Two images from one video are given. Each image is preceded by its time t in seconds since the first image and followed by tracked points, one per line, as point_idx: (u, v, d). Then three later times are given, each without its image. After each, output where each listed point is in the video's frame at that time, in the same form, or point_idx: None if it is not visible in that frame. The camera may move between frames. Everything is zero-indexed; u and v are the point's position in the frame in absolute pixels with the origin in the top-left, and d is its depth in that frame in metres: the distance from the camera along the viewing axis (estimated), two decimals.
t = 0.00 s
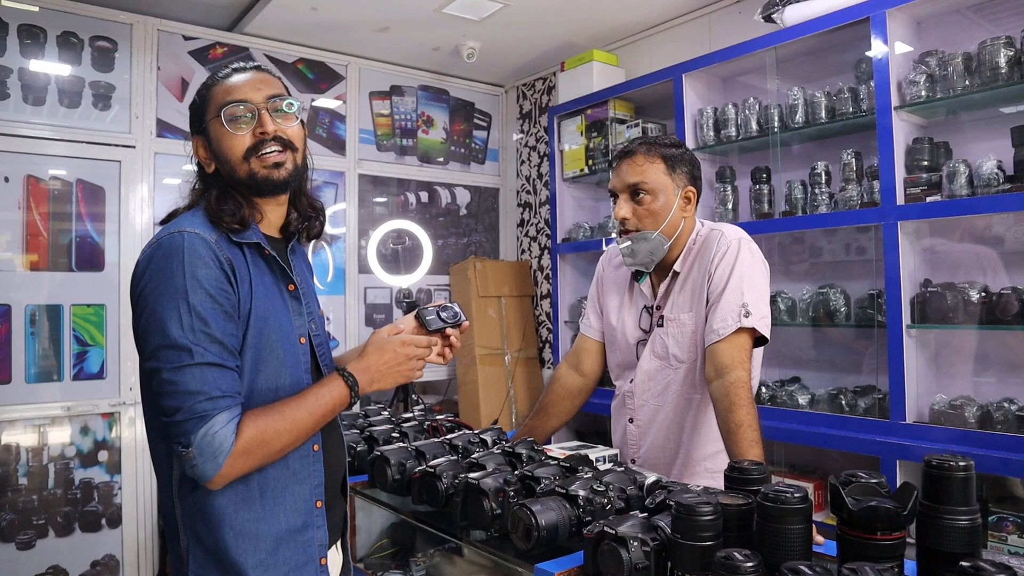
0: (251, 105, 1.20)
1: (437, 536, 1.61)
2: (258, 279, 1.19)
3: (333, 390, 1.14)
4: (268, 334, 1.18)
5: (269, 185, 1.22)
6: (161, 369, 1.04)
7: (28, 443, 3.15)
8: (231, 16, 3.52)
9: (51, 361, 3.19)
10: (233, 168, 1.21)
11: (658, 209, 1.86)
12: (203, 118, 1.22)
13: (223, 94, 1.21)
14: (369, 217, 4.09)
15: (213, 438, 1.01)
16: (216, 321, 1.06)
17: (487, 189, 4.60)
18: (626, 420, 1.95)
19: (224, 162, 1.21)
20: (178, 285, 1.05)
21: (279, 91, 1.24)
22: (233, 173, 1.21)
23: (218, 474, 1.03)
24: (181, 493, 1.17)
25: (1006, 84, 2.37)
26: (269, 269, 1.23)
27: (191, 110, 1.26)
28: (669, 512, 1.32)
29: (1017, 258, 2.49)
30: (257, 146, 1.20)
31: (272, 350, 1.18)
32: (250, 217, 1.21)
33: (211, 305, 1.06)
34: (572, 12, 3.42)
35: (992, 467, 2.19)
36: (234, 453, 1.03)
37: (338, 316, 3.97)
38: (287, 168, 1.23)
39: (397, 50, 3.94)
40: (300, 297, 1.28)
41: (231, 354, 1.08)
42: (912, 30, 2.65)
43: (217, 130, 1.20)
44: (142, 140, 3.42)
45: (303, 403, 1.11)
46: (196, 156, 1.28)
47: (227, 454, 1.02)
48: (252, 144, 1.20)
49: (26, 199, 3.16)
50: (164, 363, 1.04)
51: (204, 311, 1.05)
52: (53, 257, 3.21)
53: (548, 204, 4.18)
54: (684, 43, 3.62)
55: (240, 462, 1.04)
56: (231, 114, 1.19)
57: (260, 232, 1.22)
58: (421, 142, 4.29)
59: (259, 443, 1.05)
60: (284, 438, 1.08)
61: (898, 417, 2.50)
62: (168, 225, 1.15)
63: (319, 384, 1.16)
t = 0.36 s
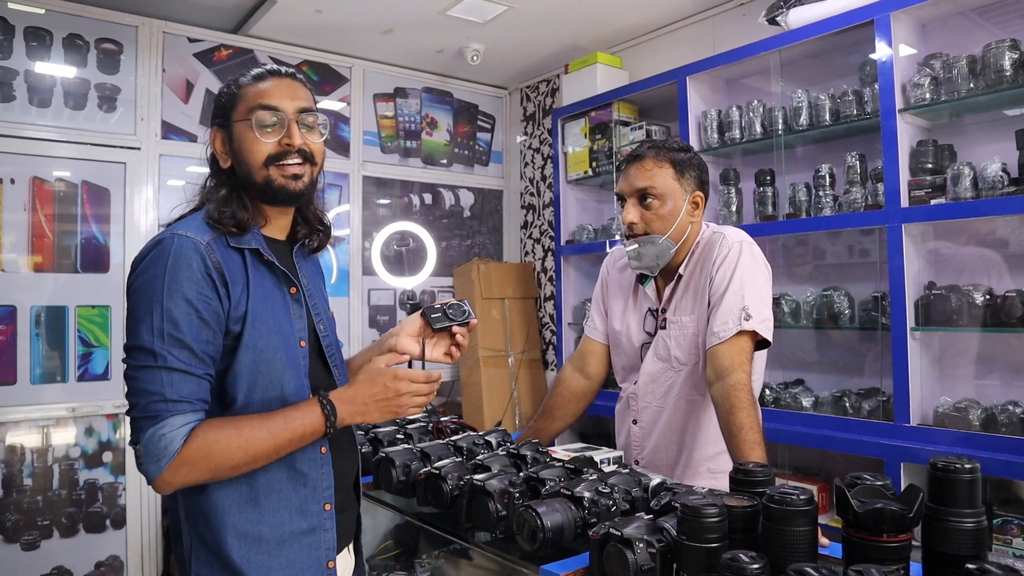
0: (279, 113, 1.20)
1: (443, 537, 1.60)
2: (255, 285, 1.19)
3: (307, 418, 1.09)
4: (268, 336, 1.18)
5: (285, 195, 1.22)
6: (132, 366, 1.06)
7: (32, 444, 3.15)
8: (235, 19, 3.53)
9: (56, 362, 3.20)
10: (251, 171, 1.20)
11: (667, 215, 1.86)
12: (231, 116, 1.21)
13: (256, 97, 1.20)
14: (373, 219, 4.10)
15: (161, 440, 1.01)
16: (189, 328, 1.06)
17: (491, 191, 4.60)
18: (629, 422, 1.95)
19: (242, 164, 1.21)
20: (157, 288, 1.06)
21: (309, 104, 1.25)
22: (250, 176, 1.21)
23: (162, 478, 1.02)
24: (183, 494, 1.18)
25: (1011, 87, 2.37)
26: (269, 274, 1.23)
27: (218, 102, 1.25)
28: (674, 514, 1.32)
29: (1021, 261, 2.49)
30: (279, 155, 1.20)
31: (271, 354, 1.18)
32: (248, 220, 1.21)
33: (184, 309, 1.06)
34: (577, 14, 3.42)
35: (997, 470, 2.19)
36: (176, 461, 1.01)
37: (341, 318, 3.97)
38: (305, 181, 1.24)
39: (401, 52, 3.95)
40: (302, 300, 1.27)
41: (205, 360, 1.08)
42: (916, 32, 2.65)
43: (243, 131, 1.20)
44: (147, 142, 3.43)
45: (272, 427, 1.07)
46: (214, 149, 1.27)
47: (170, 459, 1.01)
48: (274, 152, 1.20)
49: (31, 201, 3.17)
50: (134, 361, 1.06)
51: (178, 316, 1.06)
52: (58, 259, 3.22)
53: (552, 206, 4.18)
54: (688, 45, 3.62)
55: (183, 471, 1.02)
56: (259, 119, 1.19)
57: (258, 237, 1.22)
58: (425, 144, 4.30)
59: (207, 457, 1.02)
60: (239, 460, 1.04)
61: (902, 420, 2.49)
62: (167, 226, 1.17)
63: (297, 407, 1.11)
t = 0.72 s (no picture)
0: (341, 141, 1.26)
1: (444, 541, 1.59)
2: (271, 283, 1.20)
3: (353, 395, 1.07)
4: (284, 335, 1.19)
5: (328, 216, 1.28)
6: (166, 367, 1.03)
7: (35, 447, 3.15)
8: (240, 23, 3.54)
9: (60, 365, 3.20)
10: (311, 191, 1.23)
11: (664, 216, 1.88)
12: (295, 131, 1.19)
13: (323, 118, 1.22)
14: (376, 223, 4.10)
15: (213, 431, 0.98)
16: (223, 323, 1.05)
17: (494, 195, 4.61)
18: (635, 428, 1.96)
19: (301, 182, 1.21)
20: (187, 286, 1.04)
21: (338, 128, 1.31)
22: (305, 195, 1.22)
23: (220, 472, 0.98)
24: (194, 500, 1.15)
25: (1014, 92, 2.37)
26: (278, 278, 1.23)
27: (254, 106, 1.18)
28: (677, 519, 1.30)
29: None
30: (337, 181, 1.26)
31: (287, 353, 1.19)
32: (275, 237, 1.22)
33: (216, 308, 1.05)
34: (580, 19, 3.43)
35: (1001, 475, 2.18)
36: (232, 449, 0.98)
37: (344, 322, 3.97)
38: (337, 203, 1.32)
39: (405, 56, 3.96)
40: (307, 303, 1.29)
41: (240, 356, 1.07)
42: (919, 38, 2.65)
43: (310, 151, 1.20)
44: (151, 146, 3.44)
45: (321, 406, 1.05)
46: (238, 153, 1.19)
47: (226, 448, 0.98)
48: (335, 177, 1.25)
49: (36, 204, 3.18)
50: (170, 362, 1.03)
51: (212, 313, 1.04)
52: (62, 262, 3.23)
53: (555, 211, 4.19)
54: (691, 50, 3.63)
55: (241, 461, 0.98)
56: (327, 144, 1.23)
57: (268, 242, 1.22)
58: (428, 148, 4.31)
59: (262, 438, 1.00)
60: (295, 440, 1.02)
61: (906, 425, 2.49)
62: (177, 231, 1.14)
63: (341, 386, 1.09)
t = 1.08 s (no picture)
0: (300, 121, 1.19)
1: (446, 542, 1.58)
2: (267, 288, 1.19)
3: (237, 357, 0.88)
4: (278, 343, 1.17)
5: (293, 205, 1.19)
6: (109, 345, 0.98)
7: (37, 449, 3.16)
8: (241, 25, 3.54)
9: (61, 367, 3.21)
10: (265, 177, 1.19)
11: (668, 216, 1.89)
12: (250, 120, 1.20)
13: (276, 103, 1.20)
14: (377, 224, 4.10)
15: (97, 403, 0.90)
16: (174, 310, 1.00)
17: (495, 197, 4.61)
18: (638, 430, 1.95)
19: (258, 168, 1.19)
20: (151, 274, 1.03)
21: (330, 115, 1.24)
22: (265, 182, 1.19)
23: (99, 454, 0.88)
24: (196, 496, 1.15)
25: (1016, 94, 2.36)
26: (285, 280, 1.24)
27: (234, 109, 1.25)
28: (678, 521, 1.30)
29: None
30: (294, 161, 1.18)
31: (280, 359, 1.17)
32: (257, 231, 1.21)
33: (161, 291, 1.01)
34: (581, 21, 3.43)
35: (1004, 478, 2.17)
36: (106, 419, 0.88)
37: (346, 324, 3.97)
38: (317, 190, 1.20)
39: (406, 58, 3.96)
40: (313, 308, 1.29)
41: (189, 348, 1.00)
42: (921, 39, 2.65)
43: (261, 136, 1.18)
44: (153, 148, 3.44)
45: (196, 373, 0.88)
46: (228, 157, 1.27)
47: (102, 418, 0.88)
48: (290, 158, 1.18)
49: (37, 207, 3.18)
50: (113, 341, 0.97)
51: (163, 297, 1.00)
52: (63, 264, 3.23)
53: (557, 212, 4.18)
54: (692, 51, 3.62)
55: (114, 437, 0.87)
56: (278, 124, 1.18)
57: (269, 244, 1.23)
58: (429, 150, 4.31)
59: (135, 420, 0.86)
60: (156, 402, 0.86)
61: (908, 426, 2.48)
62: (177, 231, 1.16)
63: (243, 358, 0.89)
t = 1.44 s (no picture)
0: (338, 151, 1.17)
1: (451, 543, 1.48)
2: (273, 326, 1.20)
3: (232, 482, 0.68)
4: (269, 384, 1.20)
5: (324, 235, 1.18)
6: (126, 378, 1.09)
7: (39, 450, 3.15)
8: (242, 25, 3.54)
9: (63, 368, 3.21)
10: (300, 204, 1.18)
11: (671, 217, 1.89)
12: (291, 144, 1.19)
13: (315, 127, 1.17)
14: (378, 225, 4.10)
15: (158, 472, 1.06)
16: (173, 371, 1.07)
17: (496, 197, 4.61)
18: (641, 431, 1.95)
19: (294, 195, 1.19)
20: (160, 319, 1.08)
21: (374, 140, 1.19)
22: (299, 210, 1.20)
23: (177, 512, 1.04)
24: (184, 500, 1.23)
25: (1019, 92, 2.36)
26: (297, 317, 1.24)
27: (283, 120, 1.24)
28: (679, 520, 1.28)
29: None
30: (326, 194, 1.16)
31: (271, 403, 1.20)
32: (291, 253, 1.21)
33: (168, 347, 1.06)
34: (582, 20, 3.43)
35: (1008, 478, 2.17)
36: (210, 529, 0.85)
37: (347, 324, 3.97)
38: (350, 225, 1.18)
39: (407, 58, 3.96)
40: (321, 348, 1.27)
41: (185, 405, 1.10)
42: (923, 38, 2.65)
43: (299, 162, 1.18)
44: (154, 149, 3.44)
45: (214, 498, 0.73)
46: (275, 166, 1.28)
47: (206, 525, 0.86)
48: (322, 191, 1.16)
49: (39, 208, 3.18)
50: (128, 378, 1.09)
51: (164, 354, 1.07)
52: (64, 265, 3.23)
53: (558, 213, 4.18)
54: (694, 51, 3.62)
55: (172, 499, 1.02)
56: (316, 154, 1.17)
57: (293, 276, 1.23)
58: (430, 150, 4.30)
59: (152, 480, 1.05)
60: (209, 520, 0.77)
61: (910, 426, 2.48)
62: (196, 248, 1.17)
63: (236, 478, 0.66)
